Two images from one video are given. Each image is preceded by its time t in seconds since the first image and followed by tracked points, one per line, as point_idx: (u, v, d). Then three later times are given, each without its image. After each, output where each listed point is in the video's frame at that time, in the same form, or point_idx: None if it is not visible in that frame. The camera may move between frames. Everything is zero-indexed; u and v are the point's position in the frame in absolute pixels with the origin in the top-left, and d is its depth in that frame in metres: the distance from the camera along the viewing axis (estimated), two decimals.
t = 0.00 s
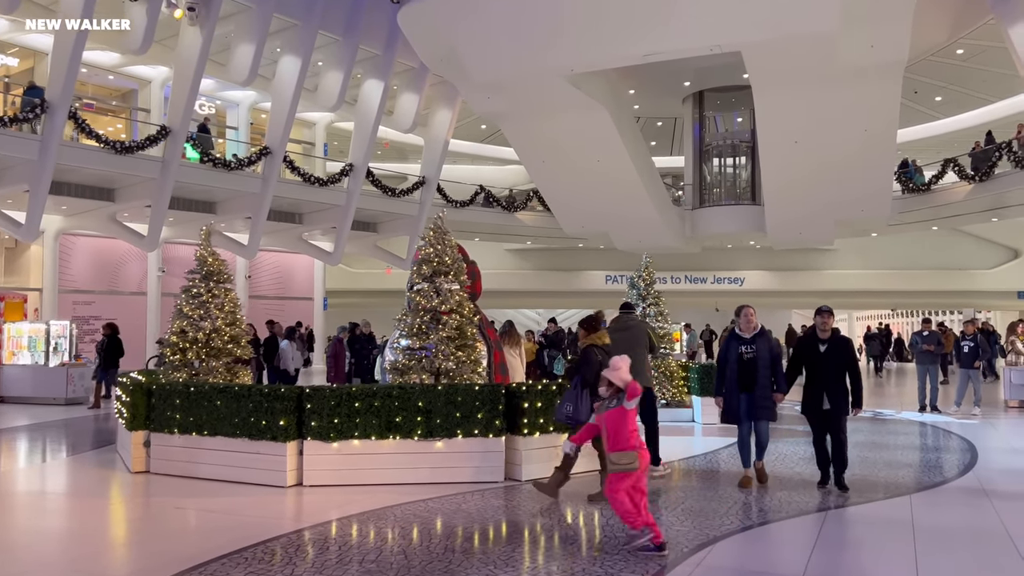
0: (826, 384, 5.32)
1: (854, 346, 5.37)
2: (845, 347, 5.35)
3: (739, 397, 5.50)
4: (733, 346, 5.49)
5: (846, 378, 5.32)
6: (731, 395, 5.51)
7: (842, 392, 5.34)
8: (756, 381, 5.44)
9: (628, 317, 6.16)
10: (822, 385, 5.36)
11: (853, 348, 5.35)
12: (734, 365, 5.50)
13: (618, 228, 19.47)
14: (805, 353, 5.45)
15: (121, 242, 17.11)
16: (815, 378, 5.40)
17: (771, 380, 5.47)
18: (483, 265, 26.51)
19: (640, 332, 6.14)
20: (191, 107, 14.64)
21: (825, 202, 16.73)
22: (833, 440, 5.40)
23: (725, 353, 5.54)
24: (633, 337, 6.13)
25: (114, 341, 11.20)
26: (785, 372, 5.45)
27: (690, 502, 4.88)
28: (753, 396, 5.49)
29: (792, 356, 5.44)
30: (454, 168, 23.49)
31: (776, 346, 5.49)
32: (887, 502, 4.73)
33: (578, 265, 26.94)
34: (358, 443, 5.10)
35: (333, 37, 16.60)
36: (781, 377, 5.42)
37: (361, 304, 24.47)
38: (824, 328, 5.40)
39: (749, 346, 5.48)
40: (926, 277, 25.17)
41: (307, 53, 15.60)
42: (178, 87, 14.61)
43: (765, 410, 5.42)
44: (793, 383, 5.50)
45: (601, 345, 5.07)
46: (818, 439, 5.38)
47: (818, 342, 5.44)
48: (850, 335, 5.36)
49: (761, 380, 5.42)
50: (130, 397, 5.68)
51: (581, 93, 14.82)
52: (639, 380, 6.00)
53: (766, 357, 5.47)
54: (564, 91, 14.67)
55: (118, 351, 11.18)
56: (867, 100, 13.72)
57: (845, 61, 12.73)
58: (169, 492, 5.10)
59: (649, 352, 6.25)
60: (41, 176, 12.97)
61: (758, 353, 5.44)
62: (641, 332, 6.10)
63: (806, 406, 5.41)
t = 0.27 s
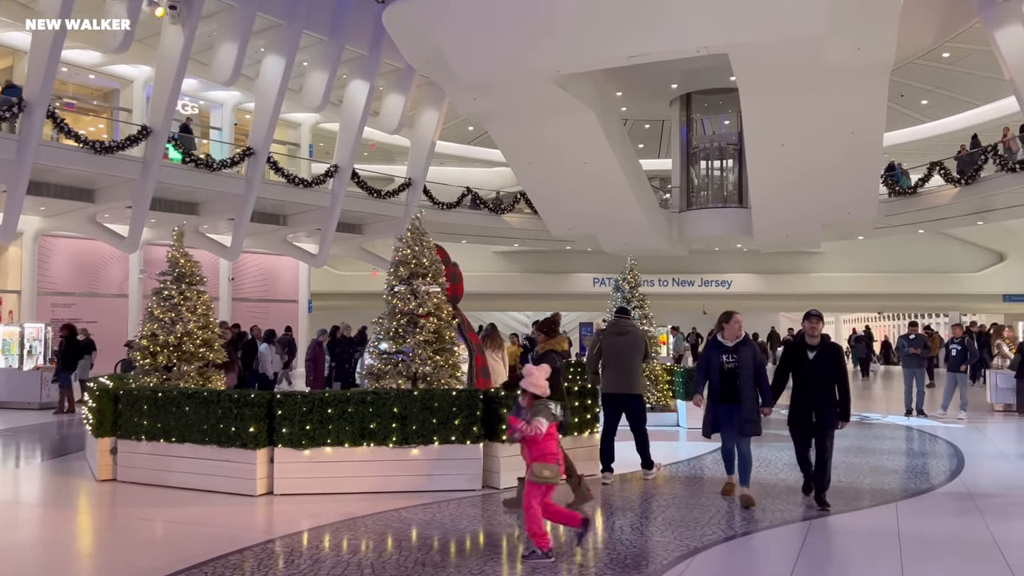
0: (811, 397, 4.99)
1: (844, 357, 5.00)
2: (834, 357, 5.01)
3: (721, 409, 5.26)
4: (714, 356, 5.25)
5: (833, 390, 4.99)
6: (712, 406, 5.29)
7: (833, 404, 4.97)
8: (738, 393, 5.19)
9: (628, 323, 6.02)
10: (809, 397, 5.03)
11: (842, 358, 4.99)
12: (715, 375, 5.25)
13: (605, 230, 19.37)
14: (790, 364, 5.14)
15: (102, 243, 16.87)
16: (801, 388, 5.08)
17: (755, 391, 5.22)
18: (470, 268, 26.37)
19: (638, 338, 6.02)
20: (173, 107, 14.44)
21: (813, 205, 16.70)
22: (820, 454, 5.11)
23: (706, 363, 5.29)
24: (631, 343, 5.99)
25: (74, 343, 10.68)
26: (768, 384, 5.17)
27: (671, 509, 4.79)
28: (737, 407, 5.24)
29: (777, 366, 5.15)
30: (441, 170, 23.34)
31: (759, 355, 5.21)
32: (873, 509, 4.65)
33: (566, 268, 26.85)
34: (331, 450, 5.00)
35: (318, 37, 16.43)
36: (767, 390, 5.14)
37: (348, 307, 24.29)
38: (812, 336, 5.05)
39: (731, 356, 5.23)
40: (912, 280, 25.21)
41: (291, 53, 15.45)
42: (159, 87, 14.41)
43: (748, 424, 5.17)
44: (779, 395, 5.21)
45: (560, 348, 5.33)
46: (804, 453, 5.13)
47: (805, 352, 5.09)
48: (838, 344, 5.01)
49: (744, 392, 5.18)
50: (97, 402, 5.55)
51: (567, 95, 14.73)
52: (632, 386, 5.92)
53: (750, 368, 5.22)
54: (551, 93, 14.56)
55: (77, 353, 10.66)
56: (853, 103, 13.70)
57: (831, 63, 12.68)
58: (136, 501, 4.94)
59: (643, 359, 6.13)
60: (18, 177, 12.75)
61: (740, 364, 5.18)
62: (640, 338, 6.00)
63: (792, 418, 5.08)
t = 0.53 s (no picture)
0: (794, 396, 4.67)
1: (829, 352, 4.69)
2: (819, 353, 4.69)
3: (704, 410, 4.99)
4: (695, 354, 4.98)
5: (817, 388, 4.65)
6: (695, 408, 5.01)
7: (818, 406, 4.64)
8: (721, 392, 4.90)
9: (629, 325, 6.15)
10: (792, 398, 4.69)
11: (828, 353, 4.67)
12: (696, 374, 4.98)
13: (593, 231, 19.27)
14: (773, 361, 4.84)
15: (83, 243, 16.64)
16: (785, 388, 4.74)
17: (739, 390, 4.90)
18: (458, 269, 26.23)
19: (638, 340, 6.13)
20: (154, 106, 14.23)
21: (800, 206, 16.65)
22: (806, 460, 4.71)
23: (687, 362, 5.02)
24: (631, 343, 6.12)
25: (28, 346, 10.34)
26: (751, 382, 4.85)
27: (652, 512, 4.69)
28: (719, 408, 4.96)
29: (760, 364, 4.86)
30: (428, 170, 23.20)
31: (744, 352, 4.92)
32: (858, 513, 4.56)
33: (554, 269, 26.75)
34: (302, 454, 4.89)
35: (302, 36, 16.26)
36: (755, 390, 4.83)
37: (334, 308, 24.10)
38: (795, 332, 4.76)
39: (713, 353, 4.95)
40: (900, 282, 25.22)
41: (275, 51, 15.29)
42: (140, 85, 14.20)
43: (733, 427, 4.87)
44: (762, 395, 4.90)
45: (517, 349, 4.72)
46: (788, 458, 4.70)
47: (789, 348, 4.80)
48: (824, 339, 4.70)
49: (727, 392, 4.88)
50: (60, 405, 5.43)
51: (554, 94, 14.61)
52: (628, 387, 6.03)
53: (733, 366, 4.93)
54: (538, 92, 14.45)
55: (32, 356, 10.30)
56: (841, 104, 13.65)
57: (819, 63, 12.62)
58: (102, 508, 4.78)
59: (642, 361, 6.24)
60: None
61: (722, 362, 4.88)
62: (641, 339, 6.12)
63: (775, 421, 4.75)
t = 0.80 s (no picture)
0: (779, 409, 4.30)
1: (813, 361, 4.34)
2: (800, 361, 4.34)
3: (680, 424, 4.55)
4: (671, 364, 4.55)
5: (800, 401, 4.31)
6: (671, 422, 4.56)
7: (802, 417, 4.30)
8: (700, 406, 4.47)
9: (623, 328, 6.18)
10: (777, 411, 4.32)
11: (809, 362, 4.33)
12: (671, 387, 4.56)
13: (581, 233, 19.13)
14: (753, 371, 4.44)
15: (64, 245, 16.41)
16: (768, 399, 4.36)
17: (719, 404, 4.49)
18: (447, 271, 26.07)
19: (631, 344, 6.15)
20: (136, 106, 14.03)
21: (789, 208, 16.57)
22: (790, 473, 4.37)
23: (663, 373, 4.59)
24: (625, 347, 6.13)
25: None
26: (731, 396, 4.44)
27: (635, 521, 4.58)
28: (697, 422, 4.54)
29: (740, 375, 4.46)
30: (416, 172, 23.05)
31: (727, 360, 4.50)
32: (846, 523, 4.43)
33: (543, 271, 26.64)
34: (272, 463, 4.80)
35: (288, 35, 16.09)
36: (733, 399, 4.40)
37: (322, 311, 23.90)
38: (774, 338, 4.37)
39: (690, 364, 4.52)
40: (890, 283, 25.18)
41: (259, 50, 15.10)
42: (122, 85, 14.01)
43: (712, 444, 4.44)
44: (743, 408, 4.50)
45: (475, 353, 4.64)
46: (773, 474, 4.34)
47: (769, 357, 4.41)
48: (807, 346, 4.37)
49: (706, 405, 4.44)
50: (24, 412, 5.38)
51: (541, 95, 14.49)
52: (622, 390, 5.90)
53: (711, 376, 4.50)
54: (524, 92, 14.30)
55: None
56: (829, 104, 13.57)
57: (808, 64, 12.56)
58: (67, 519, 4.63)
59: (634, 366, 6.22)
60: None
61: (701, 373, 4.45)
62: (634, 342, 6.14)
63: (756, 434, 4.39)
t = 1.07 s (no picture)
0: (756, 406, 3.92)
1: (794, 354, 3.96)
2: (779, 354, 3.95)
3: (650, 422, 4.19)
4: (639, 357, 4.22)
5: (782, 399, 3.93)
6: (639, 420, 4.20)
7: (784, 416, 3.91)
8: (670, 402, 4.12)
9: (611, 324, 6.03)
10: (754, 408, 3.94)
11: (790, 354, 3.95)
12: (638, 381, 4.21)
13: (570, 229, 19.02)
14: (729, 366, 4.05)
15: (45, 242, 16.19)
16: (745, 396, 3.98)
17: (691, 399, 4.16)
18: (436, 268, 25.91)
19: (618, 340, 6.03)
20: (117, 100, 13.82)
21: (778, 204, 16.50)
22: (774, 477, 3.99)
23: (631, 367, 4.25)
24: (613, 344, 6.01)
25: None
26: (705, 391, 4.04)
27: (616, 521, 4.46)
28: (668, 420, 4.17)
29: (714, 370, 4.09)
30: (404, 168, 22.87)
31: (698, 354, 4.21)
32: (832, 522, 4.32)
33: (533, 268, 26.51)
34: (240, 462, 4.72)
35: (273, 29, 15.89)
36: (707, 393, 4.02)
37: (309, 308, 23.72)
38: (752, 331, 4.01)
39: (659, 356, 4.20)
40: (879, 280, 25.19)
41: (243, 44, 14.90)
42: (103, 78, 13.78)
43: (685, 443, 4.10)
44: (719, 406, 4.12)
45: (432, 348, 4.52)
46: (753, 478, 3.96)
47: (746, 351, 4.03)
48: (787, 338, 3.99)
49: (676, 401, 4.12)
50: None
51: (528, 90, 14.35)
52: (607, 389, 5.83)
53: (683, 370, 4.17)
54: (511, 87, 14.15)
55: None
56: (817, 100, 13.49)
57: (796, 59, 12.45)
58: (30, 522, 4.47)
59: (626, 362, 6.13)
60: None
61: (670, 365, 4.14)
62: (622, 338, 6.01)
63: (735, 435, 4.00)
